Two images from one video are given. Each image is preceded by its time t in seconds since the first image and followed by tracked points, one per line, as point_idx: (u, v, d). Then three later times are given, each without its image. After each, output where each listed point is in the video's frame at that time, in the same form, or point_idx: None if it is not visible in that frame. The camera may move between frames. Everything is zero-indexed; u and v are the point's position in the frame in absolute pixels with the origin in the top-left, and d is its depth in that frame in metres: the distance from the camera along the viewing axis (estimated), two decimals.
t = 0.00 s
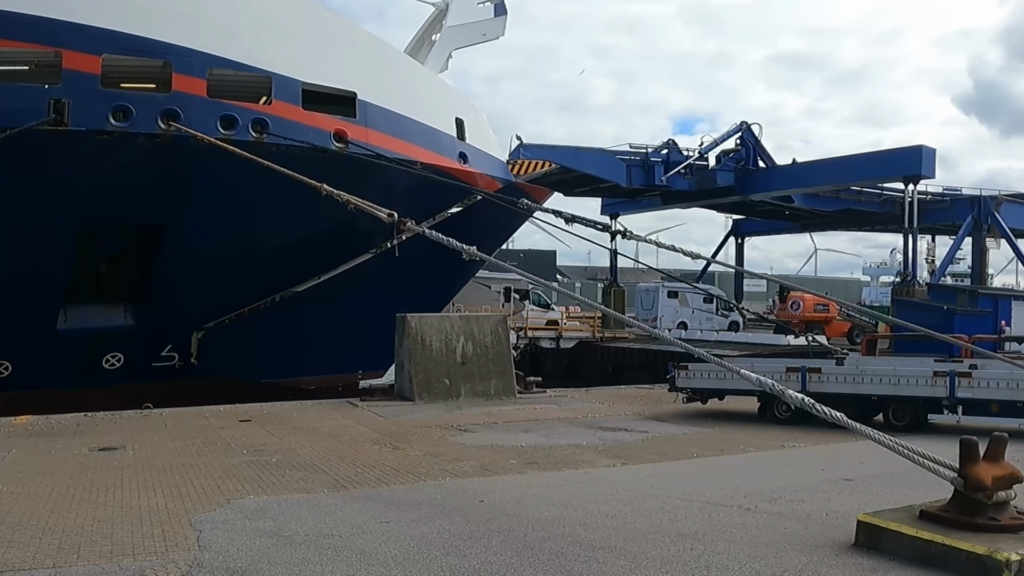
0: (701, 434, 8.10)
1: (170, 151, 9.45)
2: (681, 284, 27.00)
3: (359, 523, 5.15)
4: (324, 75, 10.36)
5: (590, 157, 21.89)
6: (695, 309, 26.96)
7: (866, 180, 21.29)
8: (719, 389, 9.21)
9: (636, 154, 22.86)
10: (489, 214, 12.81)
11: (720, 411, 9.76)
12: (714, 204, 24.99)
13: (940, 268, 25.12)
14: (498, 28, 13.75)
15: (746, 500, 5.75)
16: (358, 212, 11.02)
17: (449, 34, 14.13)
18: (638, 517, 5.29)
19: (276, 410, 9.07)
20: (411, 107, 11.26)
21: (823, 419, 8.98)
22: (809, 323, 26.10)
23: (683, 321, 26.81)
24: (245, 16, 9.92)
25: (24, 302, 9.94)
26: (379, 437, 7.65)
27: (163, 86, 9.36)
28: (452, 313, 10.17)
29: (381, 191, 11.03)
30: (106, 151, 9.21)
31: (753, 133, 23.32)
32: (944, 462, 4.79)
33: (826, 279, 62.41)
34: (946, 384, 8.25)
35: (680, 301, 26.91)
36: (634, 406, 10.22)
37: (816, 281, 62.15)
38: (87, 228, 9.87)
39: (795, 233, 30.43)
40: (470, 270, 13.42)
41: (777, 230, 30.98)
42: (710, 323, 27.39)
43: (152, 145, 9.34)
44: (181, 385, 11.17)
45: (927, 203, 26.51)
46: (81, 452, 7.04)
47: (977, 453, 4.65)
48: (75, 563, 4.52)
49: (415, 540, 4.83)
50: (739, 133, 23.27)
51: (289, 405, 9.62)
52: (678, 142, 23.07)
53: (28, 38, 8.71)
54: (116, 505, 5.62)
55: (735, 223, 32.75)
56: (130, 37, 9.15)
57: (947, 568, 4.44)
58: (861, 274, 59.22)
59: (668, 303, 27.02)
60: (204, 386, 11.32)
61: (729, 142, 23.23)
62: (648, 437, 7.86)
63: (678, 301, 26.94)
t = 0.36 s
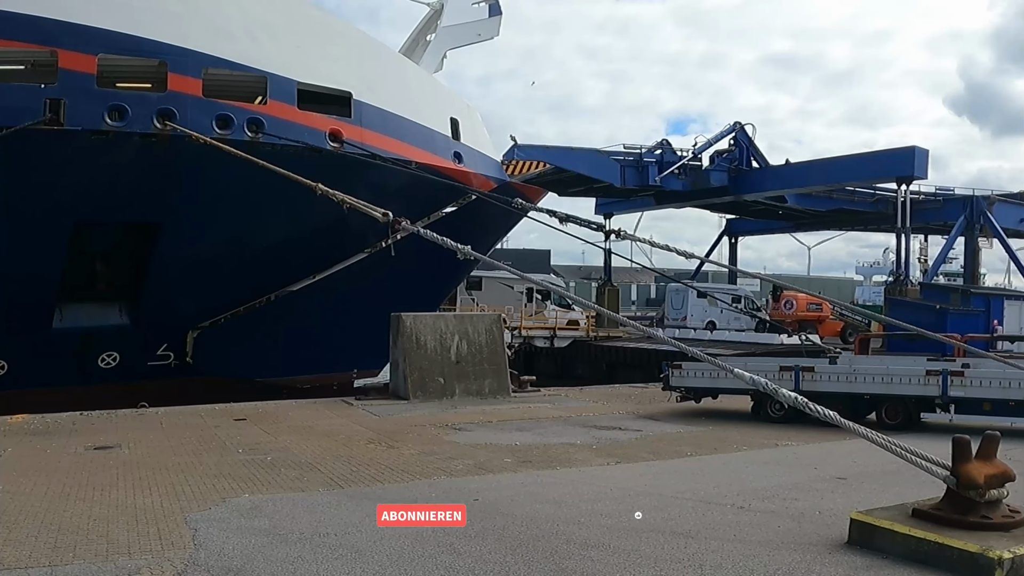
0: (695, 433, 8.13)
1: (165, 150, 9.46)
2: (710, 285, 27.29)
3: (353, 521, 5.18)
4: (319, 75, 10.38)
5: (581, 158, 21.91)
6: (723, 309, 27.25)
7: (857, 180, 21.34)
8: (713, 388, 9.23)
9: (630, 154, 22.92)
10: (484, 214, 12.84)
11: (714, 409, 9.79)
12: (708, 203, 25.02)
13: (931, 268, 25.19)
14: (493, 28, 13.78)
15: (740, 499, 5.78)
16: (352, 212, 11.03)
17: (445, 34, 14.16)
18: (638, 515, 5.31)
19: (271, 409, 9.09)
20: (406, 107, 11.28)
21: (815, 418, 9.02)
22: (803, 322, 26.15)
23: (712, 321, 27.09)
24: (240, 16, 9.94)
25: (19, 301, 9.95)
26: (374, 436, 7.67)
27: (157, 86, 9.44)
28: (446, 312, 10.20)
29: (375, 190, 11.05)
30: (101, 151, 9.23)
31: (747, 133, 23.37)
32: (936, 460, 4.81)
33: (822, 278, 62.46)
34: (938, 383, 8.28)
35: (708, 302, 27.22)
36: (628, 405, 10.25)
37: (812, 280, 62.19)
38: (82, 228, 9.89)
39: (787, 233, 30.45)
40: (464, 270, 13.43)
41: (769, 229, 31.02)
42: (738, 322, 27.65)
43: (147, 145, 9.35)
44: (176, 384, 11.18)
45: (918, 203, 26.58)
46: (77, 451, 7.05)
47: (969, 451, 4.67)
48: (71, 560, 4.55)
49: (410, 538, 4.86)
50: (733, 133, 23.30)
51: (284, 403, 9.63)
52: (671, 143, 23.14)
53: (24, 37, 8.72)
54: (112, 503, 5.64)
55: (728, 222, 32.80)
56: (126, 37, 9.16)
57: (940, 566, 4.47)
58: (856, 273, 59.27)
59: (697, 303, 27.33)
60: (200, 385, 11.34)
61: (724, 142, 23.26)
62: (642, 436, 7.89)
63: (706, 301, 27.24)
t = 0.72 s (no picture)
0: (690, 431, 8.16)
1: (161, 150, 9.48)
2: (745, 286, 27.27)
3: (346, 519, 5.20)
4: (314, 74, 10.40)
5: (576, 158, 21.92)
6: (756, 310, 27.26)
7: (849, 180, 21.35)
8: (707, 387, 9.26)
9: (624, 154, 22.91)
10: (479, 213, 12.87)
11: (709, 408, 9.81)
12: (702, 203, 25.04)
13: (924, 267, 25.16)
14: (488, 28, 13.81)
15: (734, 497, 5.80)
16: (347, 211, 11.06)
17: (440, 34, 14.18)
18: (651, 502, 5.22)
19: (267, 407, 9.11)
20: (402, 108, 11.31)
21: (809, 417, 9.05)
22: (797, 321, 26.18)
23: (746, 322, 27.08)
24: (235, 15, 9.95)
25: (15, 300, 9.96)
26: (369, 435, 7.69)
27: (154, 86, 9.42)
28: (441, 312, 10.24)
29: (370, 190, 11.07)
30: (97, 150, 9.24)
31: (741, 133, 23.43)
32: (929, 459, 4.84)
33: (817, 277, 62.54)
34: (931, 381, 8.31)
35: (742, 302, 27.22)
36: (623, 404, 10.28)
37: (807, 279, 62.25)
38: (77, 227, 9.90)
39: (780, 232, 30.49)
40: (459, 269, 13.46)
41: (762, 229, 31.06)
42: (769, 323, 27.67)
43: (143, 144, 9.36)
44: (172, 382, 11.20)
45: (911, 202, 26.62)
46: (73, 450, 7.06)
47: (962, 450, 4.68)
48: (67, 559, 4.56)
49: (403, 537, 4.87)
50: (727, 133, 23.33)
51: (280, 402, 9.65)
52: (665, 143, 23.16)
53: (20, 37, 8.72)
54: (108, 502, 5.66)
55: (723, 222, 32.85)
56: (122, 36, 9.17)
57: (933, 565, 4.49)
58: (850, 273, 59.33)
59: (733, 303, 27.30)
60: (196, 384, 11.35)
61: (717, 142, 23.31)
62: (637, 434, 7.92)
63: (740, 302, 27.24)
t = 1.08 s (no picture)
0: (688, 428, 8.19)
1: (163, 146, 9.49)
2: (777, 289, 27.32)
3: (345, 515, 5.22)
4: (316, 71, 10.41)
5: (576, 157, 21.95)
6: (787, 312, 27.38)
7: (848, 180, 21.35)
8: (705, 384, 9.28)
9: (622, 154, 22.98)
10: (479, 210, 12.89)
11: (707, 406, 9.83)
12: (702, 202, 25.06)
13: (923, 264, 25.08)
14: (488, 25, 13.83)
15: (731, 494, 5.82)
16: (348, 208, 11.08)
17: (440, 32, 14.20)
18: (649, 493, 5.20)
19: (267, 403, 9.15)
20: (403, 105, 11.32)
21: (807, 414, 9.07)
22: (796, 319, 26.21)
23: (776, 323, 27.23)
24: (237, 12, 9.96)
25: (16, 296, 9.98)
26: (369, 430, 7.72)
27: (155, 83, 9.50)
28: (441, 308, 10.26)
29: (370, 186, 11.09)
30: (98, 146, 9.25)
31: (740, 132, 23.44)
32: (927, 457, 4.86)
33: (816, 275, 62.54)
34: (929, 379, 8.33)
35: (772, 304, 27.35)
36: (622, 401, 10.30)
37: (806, 278, 62.25)
38: (78, 223, 9.92)
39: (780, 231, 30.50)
40: (459, 266, 13.48)
41: (761, 227, 31.09)
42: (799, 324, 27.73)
43: (145, 140, 9.38)
44: (173, 378, 11.20)
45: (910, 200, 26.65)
46: (73, 444, 7.08)
47: (959, 448, 4.71)
48: (67, 553, 4.58)
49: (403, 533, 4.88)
50: (726, 132, 23.37)
51: (280, 398, 9.67)
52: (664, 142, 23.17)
53: (22, 33, 8.73)
54: (109, 497, 5.68)
55: (722, 220, 32.86)
56: (124, 33, 9.18)
57: (930, 562, 4.52)
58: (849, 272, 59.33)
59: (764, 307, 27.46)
60: (196, 380, 11.38)
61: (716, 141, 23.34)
62: (635, 431, 7.94)
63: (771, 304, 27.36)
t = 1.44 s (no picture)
0: (689, 427, 8.21)
1: (166, 145, 9.52)
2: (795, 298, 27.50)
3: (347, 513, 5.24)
4: (318, 71, 10.43)
5: (577, 157, 21.99)
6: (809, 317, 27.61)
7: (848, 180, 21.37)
8: (706, 382, 9.30)
9: (624, 154, 22.96)
10: (480, 210, 12.91)
11: (708, 404, 9.85)
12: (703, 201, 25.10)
13: (923, 264, 25.06)
14: (490, 25, 13.85)
15: (732, 492, 5.84)
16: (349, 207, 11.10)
17: (442, 31, 14.22)
18: (651, 490, 5.22)
19: (269, 401, 9.18)
20: (405, 104, 11.34)
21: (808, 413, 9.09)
22: (796, 318, 26.23)
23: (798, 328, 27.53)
24: (239, 12, 9.99)
25: (20, 295, 10.00)
26: (371, 428, 7.74)
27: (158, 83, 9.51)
28: (443, 307, 10.27)
29: (372, 185, 11.12)
30: (102, 145, 9.27)
31: (740, 132, 23.44)
32: (927, 456, 4.88)
33: (816, 275, 62.52)
34: (929, 378, 8.34)
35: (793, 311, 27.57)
36: (623, 399, 10.32)
37: (806, 277, 62.25)
38: (81, 222, 9.94)
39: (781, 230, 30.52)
40: (460, 265, 13.52)
41: (762, 227, 31.14)
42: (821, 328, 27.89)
43: (148, 140, 9.40)
44: (176, 377, 11.23)
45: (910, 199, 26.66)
46: (76, 443, 7.10)
47: (960, 446, 4.73)
48: (71, 551, 4.61)
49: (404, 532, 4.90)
50: (725, 132, 23.39)
51: (281, 396, 9.69)
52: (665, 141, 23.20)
53: (25, 33, 8.75)
54: (113, 495, 5.70)
55: (722, 219, 32.88)
56: (126, 32, 9.20)
57: (930, 560, 4.54)
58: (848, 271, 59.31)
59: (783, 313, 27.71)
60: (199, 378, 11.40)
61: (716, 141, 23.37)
62: (636, 430, 7.97)
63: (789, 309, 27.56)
